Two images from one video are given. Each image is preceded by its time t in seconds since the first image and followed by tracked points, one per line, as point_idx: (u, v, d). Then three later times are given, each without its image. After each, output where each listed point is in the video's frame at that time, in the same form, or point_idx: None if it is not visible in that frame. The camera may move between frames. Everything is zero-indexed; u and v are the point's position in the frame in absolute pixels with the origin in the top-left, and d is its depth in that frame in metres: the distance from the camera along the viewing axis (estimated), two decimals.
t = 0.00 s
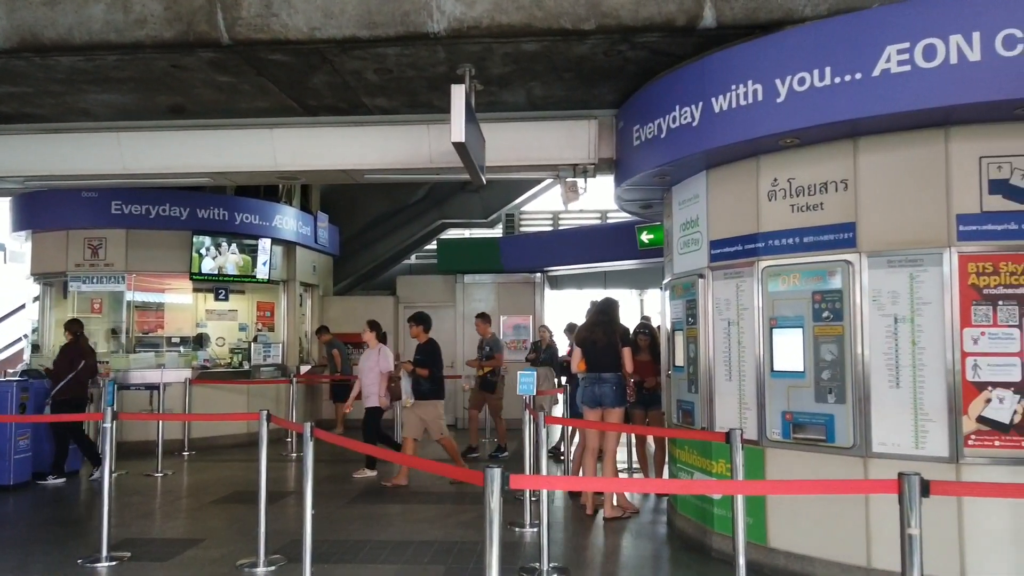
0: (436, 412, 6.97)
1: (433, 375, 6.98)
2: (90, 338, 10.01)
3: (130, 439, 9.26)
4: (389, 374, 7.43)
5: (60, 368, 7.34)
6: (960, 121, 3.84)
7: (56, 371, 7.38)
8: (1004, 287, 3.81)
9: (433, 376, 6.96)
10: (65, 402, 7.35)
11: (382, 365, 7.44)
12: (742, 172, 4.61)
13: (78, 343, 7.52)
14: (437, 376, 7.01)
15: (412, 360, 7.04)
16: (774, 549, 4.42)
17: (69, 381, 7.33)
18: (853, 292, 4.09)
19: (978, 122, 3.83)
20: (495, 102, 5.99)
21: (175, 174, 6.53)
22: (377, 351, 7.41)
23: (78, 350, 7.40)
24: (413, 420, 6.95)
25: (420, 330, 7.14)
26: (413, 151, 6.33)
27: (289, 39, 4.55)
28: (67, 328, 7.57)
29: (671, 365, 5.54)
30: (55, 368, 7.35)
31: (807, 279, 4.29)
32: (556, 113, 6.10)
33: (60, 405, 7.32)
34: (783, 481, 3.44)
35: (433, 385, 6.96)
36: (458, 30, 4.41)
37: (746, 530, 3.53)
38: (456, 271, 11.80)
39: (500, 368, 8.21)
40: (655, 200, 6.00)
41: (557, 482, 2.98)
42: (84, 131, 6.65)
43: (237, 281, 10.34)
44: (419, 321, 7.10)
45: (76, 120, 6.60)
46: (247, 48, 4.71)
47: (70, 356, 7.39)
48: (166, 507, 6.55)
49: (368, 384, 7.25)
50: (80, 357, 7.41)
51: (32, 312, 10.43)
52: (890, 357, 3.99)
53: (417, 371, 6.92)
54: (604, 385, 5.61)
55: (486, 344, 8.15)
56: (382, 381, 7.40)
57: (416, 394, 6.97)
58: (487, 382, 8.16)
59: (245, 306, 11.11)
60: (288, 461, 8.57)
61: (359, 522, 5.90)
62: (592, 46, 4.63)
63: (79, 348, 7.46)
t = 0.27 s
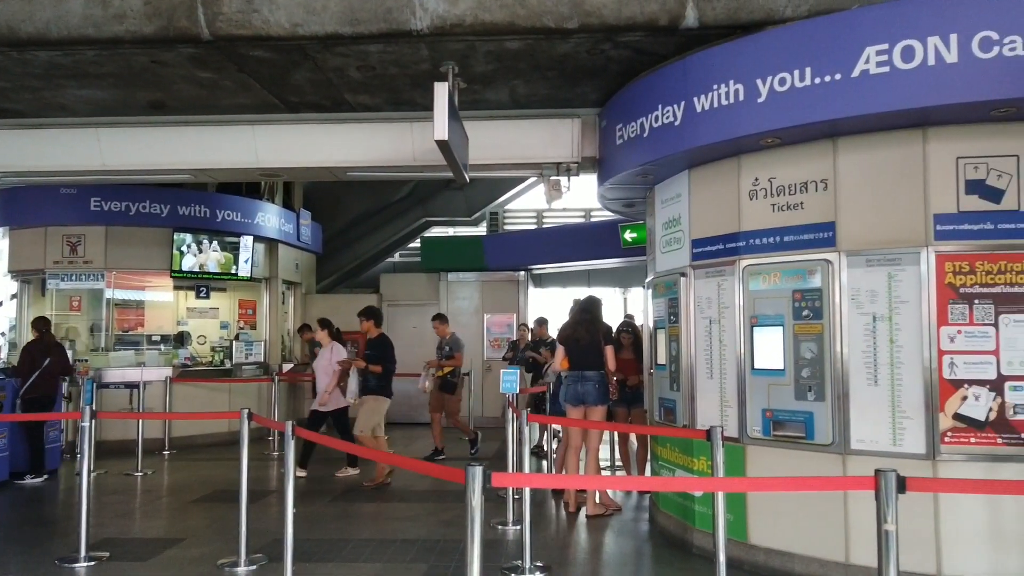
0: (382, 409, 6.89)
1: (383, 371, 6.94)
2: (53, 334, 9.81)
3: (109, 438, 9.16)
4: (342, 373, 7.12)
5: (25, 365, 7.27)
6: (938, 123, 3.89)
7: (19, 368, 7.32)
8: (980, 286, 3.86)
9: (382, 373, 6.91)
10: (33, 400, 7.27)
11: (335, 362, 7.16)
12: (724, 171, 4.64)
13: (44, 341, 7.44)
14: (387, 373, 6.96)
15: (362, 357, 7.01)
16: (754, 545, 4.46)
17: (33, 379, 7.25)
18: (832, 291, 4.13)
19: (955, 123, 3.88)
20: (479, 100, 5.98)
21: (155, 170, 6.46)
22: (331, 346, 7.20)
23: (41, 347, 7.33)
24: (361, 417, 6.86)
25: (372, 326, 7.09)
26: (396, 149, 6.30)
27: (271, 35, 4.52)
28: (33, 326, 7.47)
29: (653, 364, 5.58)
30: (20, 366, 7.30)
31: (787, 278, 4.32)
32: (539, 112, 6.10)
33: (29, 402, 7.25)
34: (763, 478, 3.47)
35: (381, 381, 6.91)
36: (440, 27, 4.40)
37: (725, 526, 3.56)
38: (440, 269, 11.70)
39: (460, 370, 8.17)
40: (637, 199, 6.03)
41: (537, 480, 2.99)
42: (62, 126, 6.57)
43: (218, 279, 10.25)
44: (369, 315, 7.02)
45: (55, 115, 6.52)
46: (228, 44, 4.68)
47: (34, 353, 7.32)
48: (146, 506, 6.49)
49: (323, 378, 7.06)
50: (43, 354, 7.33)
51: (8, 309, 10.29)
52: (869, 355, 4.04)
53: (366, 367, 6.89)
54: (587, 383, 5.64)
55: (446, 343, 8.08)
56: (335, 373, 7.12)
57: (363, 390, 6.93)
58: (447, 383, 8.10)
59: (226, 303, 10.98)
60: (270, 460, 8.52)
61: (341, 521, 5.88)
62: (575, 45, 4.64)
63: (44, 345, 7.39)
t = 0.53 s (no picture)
0: (328, 413, 6.84)
1: (329, 375, 6.88)
2: (24, 332, 9.73)
3: (87, 438, 9.05)
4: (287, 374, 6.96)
5: None
6: (914, 123, 3.94)
7: None
8: (955, 285, 3.91)
9: (328, 377, 6.85)
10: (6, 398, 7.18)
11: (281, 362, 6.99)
12: (704, 171, 4.67)
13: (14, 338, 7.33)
14: (333, 376, 6.89)
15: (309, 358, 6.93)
16: (733, 542, 4.48)
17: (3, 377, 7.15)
18: (810, 289, 4.17)
19: (931, 123, 3.92)
20: (460, 98, 5.98)
21: (134, 167, 6.40)
22: (276, 346, 7.05)
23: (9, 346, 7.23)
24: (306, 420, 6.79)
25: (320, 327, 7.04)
26: (378, 146, 6.28)
27: (250, 31, 4.49)
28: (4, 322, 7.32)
29: (633, 362, 5.59)
30: None
31: (766, 277, 4.36)
32: (520, 110, 6.11)
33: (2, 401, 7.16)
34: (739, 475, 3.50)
35: (326, 385, 6.86)
36: (421, 25, 4.39)
37: (704, 522, 3.58)
38: (422, 268, 11.74)
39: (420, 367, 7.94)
40: (619, 197, 6.05)
41: (515, 478, 3.00)
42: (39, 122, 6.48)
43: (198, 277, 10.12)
44: (317, 316, 6.96)
45: (30, 112, 6.44)
46: (207, 40, 4.64)
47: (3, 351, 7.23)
48: (124, 506, 6.43)
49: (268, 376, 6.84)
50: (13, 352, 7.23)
51: None
52: (845, 353, 4.08)
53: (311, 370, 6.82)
54: (568, 381, 5.64)
55: (406, 342, 7.98)
56: (279, 373, 6.91)
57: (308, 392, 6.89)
58: (406, 380, 7.86)
59: (206, 301, 10.99)
60: (250, 459, 8.47)
61: (322, 520, 5.85)
62: (557, 44, 4.65)
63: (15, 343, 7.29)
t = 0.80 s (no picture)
0: (272, 409, 6.83)
1: (269, 371, 6.86)
2: None
3: (62, 438, 8.93)
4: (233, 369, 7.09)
5: None
6: (887, 123, 3.98)
7: None
8: (927, 284, 3.95)
9: (267, 373, 6.82)
10: None
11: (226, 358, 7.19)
12: (681, 170, 4.69)
13: None
14: (274, 373, 6.86)
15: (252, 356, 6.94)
16: (710, 539, 4.51)
17: None
18: (786, 288, 4.20)
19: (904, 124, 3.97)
20: (439, 96, 5.96)
21: (109, 163, 6.31)
22: (222, 343, 7.26)
23: None
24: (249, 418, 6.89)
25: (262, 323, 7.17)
26: (356, 144, 6.24)
27: (225, 27, 4.45)
28: None
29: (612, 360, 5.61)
30: None
31: (742, 275, 4.38)
32: (499, 109, 6.10)
33: None
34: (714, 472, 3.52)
35: (269, 381, 6.85)
36: (399, 22, 4.37)
37: (680, 520, 3.60)
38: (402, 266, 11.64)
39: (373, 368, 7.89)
40: (598, 196, 6.06)
41: (489, 477, 3.00)
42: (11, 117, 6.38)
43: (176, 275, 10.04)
44: (259, 312, 7.12)
45: (2, 107, 6.34)
46: (181, 35, 4.58)
47: None
48: (98, 507, 6.35)
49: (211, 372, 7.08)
50: None
51: None
52: (820, 351, 4.12)
53: (250, 368, 6.80)
54: (546, 380, 5.65)
55: (362, 342, 7.91)
56: (222, 370, 7.14)
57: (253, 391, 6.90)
58: (361, 382, 7.77)
59: (183, 300, 10.90)
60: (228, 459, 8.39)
61: (299, 519, 5.82)
62: (535, 42, 4.65)
63: None
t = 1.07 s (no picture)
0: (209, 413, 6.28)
1: (202, 374, 6.27)
2: None
3: (35, 438, 8.81)
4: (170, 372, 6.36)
5: None
6: (859, 124, 4.01)
7: None
8: (898, 283, 4.00)
9: (201, 376, 6.23)
10: None
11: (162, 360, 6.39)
12: (657, 169, 4.70)
13: None
14: (209, 375, 6.29)
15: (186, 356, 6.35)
16: (685, 536, 4.53)
17: None
18: (760, 286, 4.23)
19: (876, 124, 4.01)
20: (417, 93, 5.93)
21: (81, 160, 6.22)
22: (157, 342, 6.44)
23: None
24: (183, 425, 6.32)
25: (196, 324, 6.51)
26: (333, 141, 6.20)
27: (198, 22, 4.40)
28: None
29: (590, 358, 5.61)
30: None
31: (717, 274, 4.40)
32: (477, 107, 6.08)
33: None
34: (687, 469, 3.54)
35: (203, 385, 6.26)
36: (374, 19, 4.35)
37: (654, 517, 3.62)
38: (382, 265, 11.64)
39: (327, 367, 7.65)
40: (577, 194, 6.06)
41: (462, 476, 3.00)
42: None
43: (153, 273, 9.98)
44: (193, 311, 6.40)
45: None
46: (153, 30, 4.53)
47: None
48: (70, 507, 6.27)
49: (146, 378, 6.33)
50: None
51: None
52: (793, 350, 4.15)
53: (182, 370, 6.23)
54: (524, 378, 5.66)
55: (314, 339, 7.71)
56: (157, 374, 6.37)
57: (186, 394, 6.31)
58: (313, 382, 7.56)
59: (160, 298, 10.82)
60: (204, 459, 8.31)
61: (275, 519, 5.77)
62: (511, 40, 4.64)
63: None
